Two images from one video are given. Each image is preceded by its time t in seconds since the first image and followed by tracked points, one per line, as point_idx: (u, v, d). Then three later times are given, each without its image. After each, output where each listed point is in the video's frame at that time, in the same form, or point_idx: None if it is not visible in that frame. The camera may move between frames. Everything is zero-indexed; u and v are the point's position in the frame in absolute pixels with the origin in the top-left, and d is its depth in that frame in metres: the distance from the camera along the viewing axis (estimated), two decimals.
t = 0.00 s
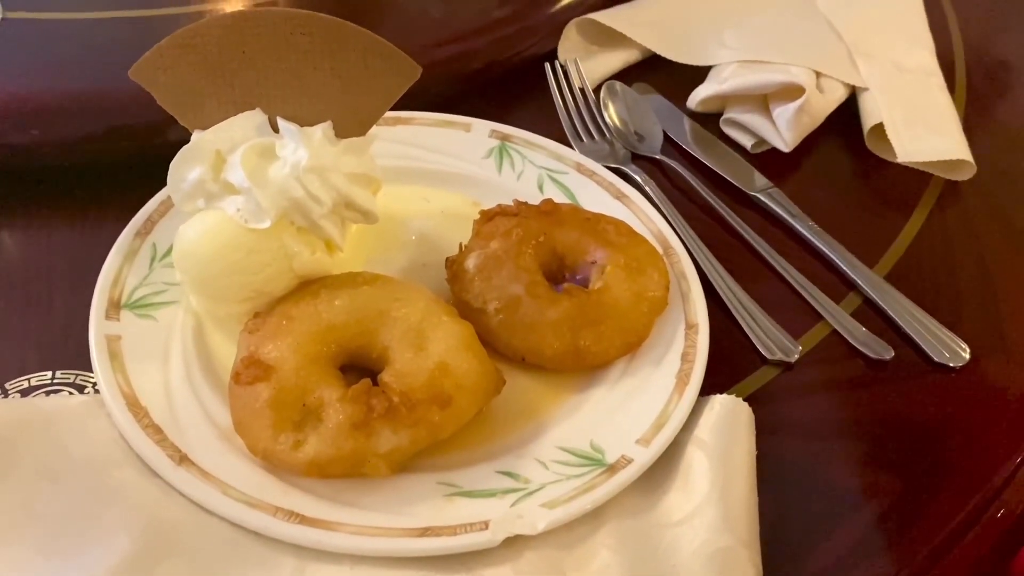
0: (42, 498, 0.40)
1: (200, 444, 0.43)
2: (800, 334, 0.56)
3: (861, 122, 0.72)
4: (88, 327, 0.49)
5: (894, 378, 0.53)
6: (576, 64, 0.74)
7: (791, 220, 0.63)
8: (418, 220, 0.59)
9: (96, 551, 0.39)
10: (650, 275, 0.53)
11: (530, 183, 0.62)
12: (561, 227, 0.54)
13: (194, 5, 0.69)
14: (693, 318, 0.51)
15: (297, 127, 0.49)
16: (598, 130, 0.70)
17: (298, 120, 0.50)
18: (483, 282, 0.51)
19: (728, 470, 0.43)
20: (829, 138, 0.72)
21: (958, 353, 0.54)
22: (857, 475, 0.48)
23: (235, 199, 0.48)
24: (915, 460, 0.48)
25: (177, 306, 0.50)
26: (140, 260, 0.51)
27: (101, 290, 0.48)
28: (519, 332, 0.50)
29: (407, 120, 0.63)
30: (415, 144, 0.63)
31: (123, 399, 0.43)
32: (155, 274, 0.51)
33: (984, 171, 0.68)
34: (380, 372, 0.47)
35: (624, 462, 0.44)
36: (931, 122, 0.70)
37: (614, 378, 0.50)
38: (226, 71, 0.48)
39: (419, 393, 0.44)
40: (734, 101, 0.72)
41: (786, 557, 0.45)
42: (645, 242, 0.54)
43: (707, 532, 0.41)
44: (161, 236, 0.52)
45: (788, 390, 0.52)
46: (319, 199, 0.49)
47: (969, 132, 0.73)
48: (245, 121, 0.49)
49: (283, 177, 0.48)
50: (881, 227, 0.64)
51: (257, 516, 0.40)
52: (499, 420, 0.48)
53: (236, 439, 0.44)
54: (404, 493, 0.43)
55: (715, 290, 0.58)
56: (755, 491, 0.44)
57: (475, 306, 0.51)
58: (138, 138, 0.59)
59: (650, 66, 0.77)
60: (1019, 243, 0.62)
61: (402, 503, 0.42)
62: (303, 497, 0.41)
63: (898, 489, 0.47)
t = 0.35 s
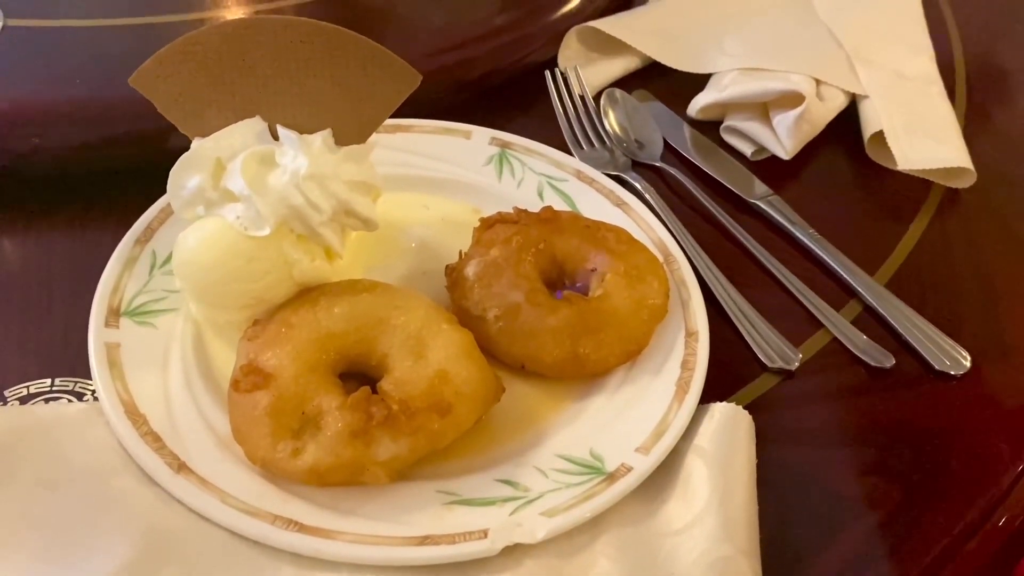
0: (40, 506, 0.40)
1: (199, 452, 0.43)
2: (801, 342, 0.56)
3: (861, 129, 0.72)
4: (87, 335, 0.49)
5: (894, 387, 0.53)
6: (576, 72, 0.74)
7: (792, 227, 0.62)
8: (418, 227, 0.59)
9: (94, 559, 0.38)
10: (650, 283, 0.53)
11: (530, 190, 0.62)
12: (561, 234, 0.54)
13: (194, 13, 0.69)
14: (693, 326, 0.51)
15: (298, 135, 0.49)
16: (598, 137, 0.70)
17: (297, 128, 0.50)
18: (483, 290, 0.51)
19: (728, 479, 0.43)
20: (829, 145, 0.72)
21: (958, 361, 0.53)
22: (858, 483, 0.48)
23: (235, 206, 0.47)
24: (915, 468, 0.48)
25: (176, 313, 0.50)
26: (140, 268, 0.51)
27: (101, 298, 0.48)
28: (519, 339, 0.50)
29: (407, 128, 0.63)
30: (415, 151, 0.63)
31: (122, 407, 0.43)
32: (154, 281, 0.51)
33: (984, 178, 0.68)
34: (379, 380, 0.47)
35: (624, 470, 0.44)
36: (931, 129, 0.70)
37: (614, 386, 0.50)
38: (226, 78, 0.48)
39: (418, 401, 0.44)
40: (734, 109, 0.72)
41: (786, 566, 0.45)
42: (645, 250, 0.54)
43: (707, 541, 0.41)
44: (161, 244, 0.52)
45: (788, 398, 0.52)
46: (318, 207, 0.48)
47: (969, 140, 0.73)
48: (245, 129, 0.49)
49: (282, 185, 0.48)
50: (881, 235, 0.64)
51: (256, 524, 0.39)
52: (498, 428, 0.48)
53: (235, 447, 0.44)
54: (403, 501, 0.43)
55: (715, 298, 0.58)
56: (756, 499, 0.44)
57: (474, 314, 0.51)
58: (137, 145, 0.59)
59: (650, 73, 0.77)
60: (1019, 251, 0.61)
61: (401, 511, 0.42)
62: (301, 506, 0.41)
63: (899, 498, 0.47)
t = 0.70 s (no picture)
0: (48, 517, 0.40)
1: (205, 463, 0.43)
2: (804, 353, 0.56)
3: (863, 141, 0.73)
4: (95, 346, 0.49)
5: (898, 398, 0.53)
6: (579, 85, 0.75)
7: (794, 239, 0.63)
8: (422, 239, 0.60)
9: (101, 570, 0.39)
10: (653, 293, 0.53)
11: (533, 202, 0.62)
12: (565, 246, 0.55)
13: (201, 27, 0.69)
14: (696, 338, 0.52)
15: (304, 147, 0.49)
16: (601, 149, 0.70)
17: (302, 141, 0.50)
18: (487, 301, 0.52)
19: (732, 490, 0.43)
20: (831, 157, 0.72)
21: (961, 372, 0.54)
22: (862, 495, 0.48)
23: (241, 218, 0.48)
24: (919, 479, 0.48)
25: (183, 325, 0.50)
26: (146, 279, 0.51)
27: (108, 310, 0.48)
28: (523, 351, 0.50)
29: (412, 140, 0.64)
30: (419, 164, 0.63)
31: (129, 418, 0.44)
32: (161, 293, 0.51)
33: (985, 190, 0.69)
34: (384, 391, 0.47)
35: (628, 482, 0.44)
36: (932, 141, 0.70)
37: (618, 398, 0.50)
38: (232, 92, 0.48)
39: (423, 413, 0.44)
40: (737, 121, 0.72)
41: None
42: (648, 261, 0.55)
43: (712, 552, 0.41)
44: (167, 255, 0.52)
45: (791, 409, 0.52)
46: (324, 219, 0.49)
47: (970, 151, 0.74)
48: (251, 141, 0.49)
49: (288, 198, 0.48)
50: (883, 247, 0.64)
51: (262, 535, 0.40)
52: (502, 439, 0.48)
53: (241, 458, 0.44)
54: (408, 512, 0.43)
55: (719, 309, 0.58)
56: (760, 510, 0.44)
57: (479, 325, 0.51)
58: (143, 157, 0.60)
59: (652, 86, 0.78)
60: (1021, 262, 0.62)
61: (406, 522, 0.42)
62: (307, 516, 0.41)
63: (902, 509, 0.47)
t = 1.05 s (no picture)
0: (60, 542, 0.41)
1: (215, 488, 0.44)
2: (805, 378, 0.56)
3: (862, 167, 0.74)
4: (107, 372, 0.50)
5: (899, 422, 0.54)
6: (582, 112, 0.76)
7: (795, 264, 0.64)
8: (428, 266, 0.61)
9: None
10: (657, 319, 0.53)
11: (538, 228, 0.63)
12: (569, 272, 0.55)
13: (211, 57, 0.71)
14: (698, 362, 0.52)
15: (313, 176, 0.50)
16: (604, 176, 0.71)
17: (311, 169, 0.51)
18: (493, 326, 0.52)
19: (735, 514, 0.43)
20: (831, 183, 0.73)
21: (961, 396, 0.54)
22: (865, 518, 0.48)
23: (251, 246, 0.49)
24: (921, 503, 0.49)
25: (192, 350, 0.51)
26: (157, 306, 0.52)
27: (120, 336, 0.49)
28: (528, 376, 0.51)
29: (418, 168, 0.65)
30: (425, 191, 0.64)
31: (140, 443, 0.44)
32: (171, 319, 0.52)
33: (984, 216, 0.70)
34: (391, 416, 0.48)
35: (632, 506, 0.44)
36: (933, 168, 0.71)
37: (621, 423, 0.51)
38: (244, 123, 0.49)
39: (430, 438, 0.45)
40: (737, 148, 0.73)
41: None
42: (651, 287, 0.55)
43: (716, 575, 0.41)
44: (178, 281, 0.53)
45: (793, 433, 0.53)
46: (333, 247, 0.50)
47: (969, 177, 0.75)
48: (262, 170, 0.50)
49: (298, 227, 0.49)
50: (883, 272, 0.65)
51: (271, 559, 0.40)
52: (508, 463, 0.49)
53: (250, 482, 0.45)
54: (415, 537, 0.43)
55: (721, 334, 0.59)
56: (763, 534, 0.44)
57: (484, 351, 0.52)
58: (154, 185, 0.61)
59: (654, 114, 0.79)
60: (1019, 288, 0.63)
61: (414, 546, 0.43)
62: (316, 541, 0.42)
63: (904, 533, 0.47)
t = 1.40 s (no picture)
0: None
1: (229, 556, 0.45)
2: (804, 438, 0.57)
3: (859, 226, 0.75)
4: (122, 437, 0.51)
5: (898, 483, 0.55)
6: (583, 171, 0.78)
7: (793, 323, 0.65)
8: (434, 326, 0.62)
9: None
10: (658, 382, 0.55)
11: (541, 288, 0.64)
12: (572, 336, 0.57)
13: (225, 121, 0.73)
14: (700, 426, 0.53)
15: (324, 247, 0.52)
16: (606, 235, 0.72)
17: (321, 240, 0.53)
18: (498, 390, 0.53)
19: None
20: (828, 241, 0.75)
21: (958, 456, 0.56)
22: None
23: (264, 316, 0.50)
24: (920, 567, 0.50)
25: (205, 415, 0.52)
26: (170, 372, 0.53)
27: (135, 402, 0.51)
28: (532, 441, 0.52)
29: (425, 229, 0.67)
30: (432, 253, 0.66)
31: (154, 511, 0.45)
32: (184, 385, 0.53)
33: (977, 276, 0.72)
34: (399, 483, 0.49)
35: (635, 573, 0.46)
36: (928, 227, 0.73)
37: (625, 487, 0.51)
38: (257, 195, 0.51)
39: (437, 507, 0.46)
40: (736, 207, 0.75)
41: None
42: (652, 350, 0.57)
43: None
44: (191, 346, 0.55)
45: (796, 493, 0.54)
46: (342, 315, 0.51)
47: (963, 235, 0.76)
48: (274, 242, 0.51)
49: (309, 296, 0.50)
50: (881, 330, 0.66)
51: None
52: (513, 529, 0.50)
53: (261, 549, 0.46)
54: None
55: (722, 394, 0.60)
56: None
57: (489, 415, 0.53)
58: (168, 248, 0.62)
59: (655, 171, 0.81)
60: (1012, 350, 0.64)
61: None
62: None
63: None
